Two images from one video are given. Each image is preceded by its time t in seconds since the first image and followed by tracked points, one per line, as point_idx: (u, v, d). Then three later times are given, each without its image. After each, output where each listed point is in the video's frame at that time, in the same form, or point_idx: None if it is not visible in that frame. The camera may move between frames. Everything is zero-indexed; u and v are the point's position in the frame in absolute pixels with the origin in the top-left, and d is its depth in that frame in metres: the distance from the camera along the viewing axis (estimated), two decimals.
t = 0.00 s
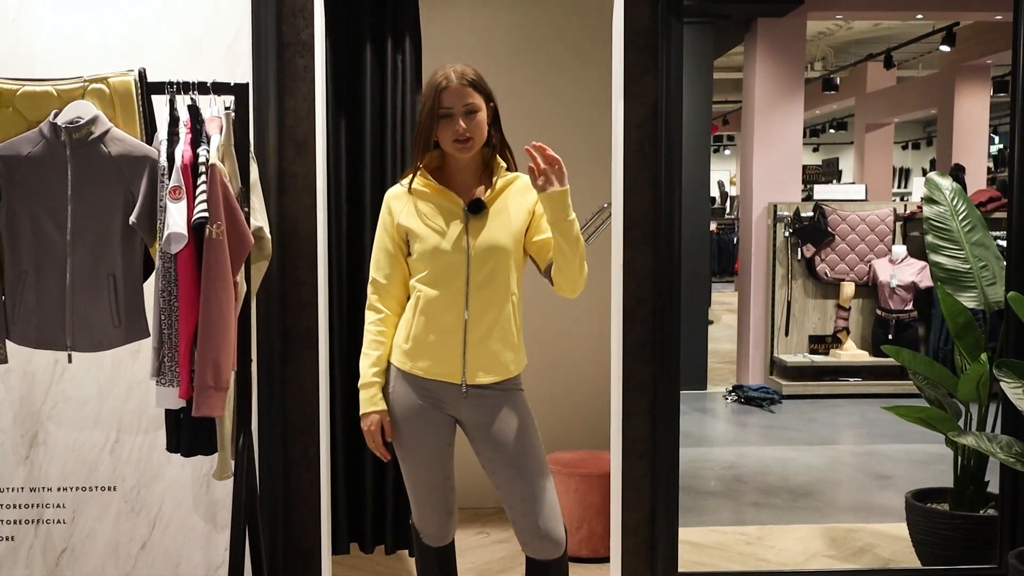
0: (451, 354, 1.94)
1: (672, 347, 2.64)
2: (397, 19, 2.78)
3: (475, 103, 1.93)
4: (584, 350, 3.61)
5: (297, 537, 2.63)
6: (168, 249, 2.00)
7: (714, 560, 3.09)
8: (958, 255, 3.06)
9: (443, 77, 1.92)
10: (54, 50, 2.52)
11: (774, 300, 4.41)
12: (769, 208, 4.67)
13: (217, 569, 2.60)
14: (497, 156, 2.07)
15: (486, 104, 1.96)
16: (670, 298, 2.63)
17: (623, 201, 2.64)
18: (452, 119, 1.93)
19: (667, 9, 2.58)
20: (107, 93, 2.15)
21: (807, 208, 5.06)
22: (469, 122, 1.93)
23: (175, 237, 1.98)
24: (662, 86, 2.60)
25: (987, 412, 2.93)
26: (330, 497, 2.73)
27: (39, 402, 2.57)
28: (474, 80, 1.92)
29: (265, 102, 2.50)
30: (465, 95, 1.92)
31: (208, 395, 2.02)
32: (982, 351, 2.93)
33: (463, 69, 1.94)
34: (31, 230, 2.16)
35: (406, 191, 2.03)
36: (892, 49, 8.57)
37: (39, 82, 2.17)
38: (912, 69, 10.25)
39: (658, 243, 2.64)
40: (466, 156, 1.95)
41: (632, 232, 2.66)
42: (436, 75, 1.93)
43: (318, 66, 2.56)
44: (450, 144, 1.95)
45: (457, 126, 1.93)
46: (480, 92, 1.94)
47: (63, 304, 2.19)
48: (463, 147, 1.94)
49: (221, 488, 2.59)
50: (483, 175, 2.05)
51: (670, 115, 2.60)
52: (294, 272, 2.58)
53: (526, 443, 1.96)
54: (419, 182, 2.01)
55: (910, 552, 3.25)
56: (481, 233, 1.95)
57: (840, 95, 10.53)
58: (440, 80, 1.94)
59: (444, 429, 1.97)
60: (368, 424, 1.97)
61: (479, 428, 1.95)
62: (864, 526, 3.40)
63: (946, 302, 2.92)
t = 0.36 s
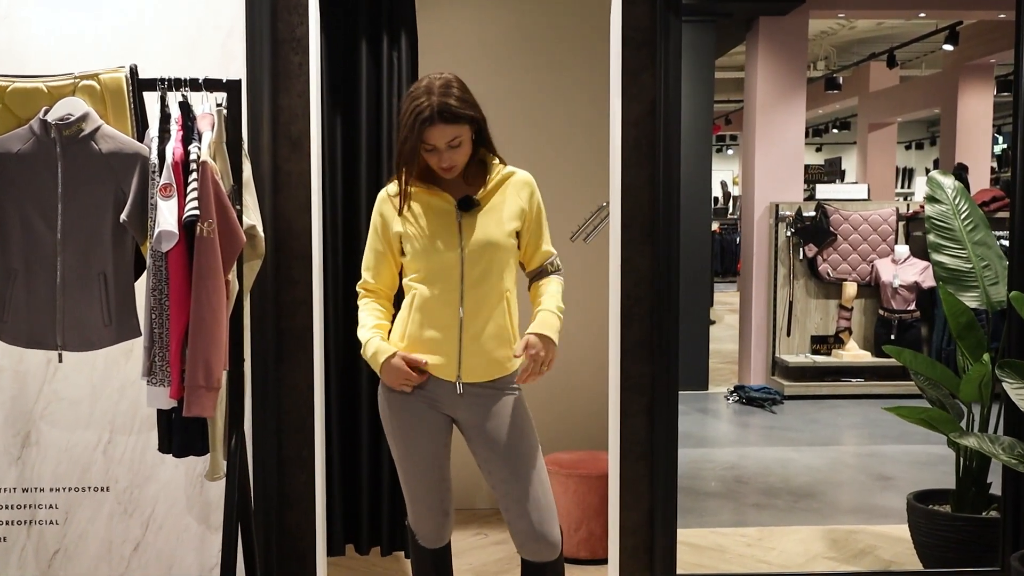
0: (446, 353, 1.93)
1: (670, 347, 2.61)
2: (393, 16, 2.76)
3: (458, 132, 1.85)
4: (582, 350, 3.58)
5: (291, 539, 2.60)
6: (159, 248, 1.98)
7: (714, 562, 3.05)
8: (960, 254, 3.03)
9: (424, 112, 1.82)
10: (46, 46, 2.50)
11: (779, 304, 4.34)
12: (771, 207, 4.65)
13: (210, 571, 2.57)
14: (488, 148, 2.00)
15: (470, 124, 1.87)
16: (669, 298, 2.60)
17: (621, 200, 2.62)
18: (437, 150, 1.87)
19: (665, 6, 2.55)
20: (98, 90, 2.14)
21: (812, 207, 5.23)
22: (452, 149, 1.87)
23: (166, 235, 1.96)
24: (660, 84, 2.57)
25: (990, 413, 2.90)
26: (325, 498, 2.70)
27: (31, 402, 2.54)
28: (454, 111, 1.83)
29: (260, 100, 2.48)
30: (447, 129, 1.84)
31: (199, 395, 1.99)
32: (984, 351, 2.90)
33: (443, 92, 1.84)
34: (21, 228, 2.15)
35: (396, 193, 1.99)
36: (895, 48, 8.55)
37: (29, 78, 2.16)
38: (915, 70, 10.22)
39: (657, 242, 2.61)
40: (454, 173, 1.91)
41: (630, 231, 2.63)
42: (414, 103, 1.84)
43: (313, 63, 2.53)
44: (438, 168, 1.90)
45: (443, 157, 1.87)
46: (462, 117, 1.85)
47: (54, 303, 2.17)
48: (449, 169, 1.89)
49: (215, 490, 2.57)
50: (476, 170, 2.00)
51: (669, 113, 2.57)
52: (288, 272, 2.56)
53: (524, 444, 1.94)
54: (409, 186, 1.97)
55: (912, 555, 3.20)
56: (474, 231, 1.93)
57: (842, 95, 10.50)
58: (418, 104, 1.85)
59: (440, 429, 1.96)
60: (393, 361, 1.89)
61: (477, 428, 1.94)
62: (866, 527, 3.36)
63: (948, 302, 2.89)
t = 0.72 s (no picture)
0: (444, 355, 1.91)
1: (671, 348, 2.58)
2: (391, 12, 2.72)
3: (452, 132, 1.83)
4: (581, 350, 3.55)
5: (287, 540, 2.58)
6: (152, 245, 1.95)
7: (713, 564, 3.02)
8: (963, 254, 3.00)
9: (418, 114, 1.79)
10: (41, 41, 2.48)
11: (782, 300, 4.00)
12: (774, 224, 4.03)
13: (204, 573, 2.55)
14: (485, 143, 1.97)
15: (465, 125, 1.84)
16: (669, 298, 2.57)
17: (621, 198, 2.59)
18: (432, 151, 1.85)
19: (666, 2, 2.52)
20: (92, 85, 2.10)
21: (812, 208, 5.79)
22: (447, 150, 1.84)
23: (160, 232, 1.94)
24: (660, 81, 2.54)
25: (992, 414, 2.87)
26: (321, 499, 2.67)
27: (24, 401, 2.52)
28: (448, 111, 1.80)
29: (256, 96, 2.45)
30: (442, 130, 1.81)
31: (193, 393, 1.97)
32: (987, 351, 2.87)
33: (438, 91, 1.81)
34: (12, 224, 2.12)
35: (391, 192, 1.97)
36: (895, 48, 8.52)
37: (21, 73, 2.12)
38: (916, 70, 10.20)
39: (657, 241, 2.58)
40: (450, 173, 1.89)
41: (630, 230, 2.60)
42: (409, 104, 1.81)
43: (309, 59, 2.50)
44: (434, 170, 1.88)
45: (438, 158, 1.84)
46: (457, 115, 1.83)
47: (45, 299, 2.13)
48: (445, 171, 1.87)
49: (209, 489, 2.54)
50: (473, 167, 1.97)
51: (669, 110, 2.53)
52: (284, 270, 2.53)
53: (523, 444, 1.92)
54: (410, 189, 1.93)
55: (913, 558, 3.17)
56: (472, 232, 1.91)
57: (843, 95, 10.48)
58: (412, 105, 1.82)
59: (439, 428, 1.93)
60: (392, 363, 1.86)
61: (477, 427, 1.92)
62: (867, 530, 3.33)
63: (951, 301, 2.85)
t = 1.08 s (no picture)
0: (446, 362, 1.87)
1: (675, 351, 2.55)
2: (391, 9, 2.68)
3: (452, 114, 1.80)
4: (581, 353, 3.52)
5: (285, 545, 2.54)
6: (149, 246, 1.91)
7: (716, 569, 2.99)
8: (968, 256, 2.96)
9: (418, 95, 1.77)
10: (35, 38, 2.43)
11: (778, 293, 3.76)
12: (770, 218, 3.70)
13: None
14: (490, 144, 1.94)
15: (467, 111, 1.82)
16: (673, 300, 2.53)
17: (625, 198, 2.55)
18: (431, 135, 1.82)
19: None
20: (87, 82, 2.06)
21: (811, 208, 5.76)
22: (444, 135, 1.81)
23: (156, 233, 1.90)
24: (665, 80, 2.50)
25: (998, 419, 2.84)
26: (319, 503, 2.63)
27: (17, 404, 2.48)
28: (447, 92, 1.78)
29: (255, 94, 2.41)
30: (441, 111, 1.79)
31: (190, 398, 1.93)
32: (992, 354, 2.87)
33: (441, 75, 1.80)
34: (7, 224, 2.08)
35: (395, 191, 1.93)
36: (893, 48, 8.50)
37: (16, 70, 2.09)
38: (913, 70, 10.18)
39: (661, 242, 2.54)
40: (450, 165, 1.86)
41: (633, 232, 2.56)
42: (409, 85, 1.79)
43: (309, 57, 2.46)
44: (433, 159, 1.85)
45: (436, 144, 1.82)
46: (457, 100, 1.81)
47: (39, 302, 2.09)
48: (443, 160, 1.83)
49: (205, 494, 2.49)
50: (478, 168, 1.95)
51: (674, 109, 2.50)
52: (282, 272, 2.50)
53: (528, 451, 1.88)
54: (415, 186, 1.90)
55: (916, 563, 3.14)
56: (475, 234, 1.87)
57: (840, 96, 10.45)
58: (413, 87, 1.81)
59: (440, 434, 1.89)
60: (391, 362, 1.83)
61: (480, 433, 1.88)
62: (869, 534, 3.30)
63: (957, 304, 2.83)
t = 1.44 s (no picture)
0: (453, 371, 1.86)
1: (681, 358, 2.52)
2: (393, 13, 2.65)
3: (465, 91, 1.84)
4: (582, 358, 3.49)
5: (287, 556, 2.51)
6: (151, 255, 1.88)
7: None
8: (974, 261, 2.94)
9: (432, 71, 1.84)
10: (32, 44, 2.40)
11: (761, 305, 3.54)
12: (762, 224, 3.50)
13: None
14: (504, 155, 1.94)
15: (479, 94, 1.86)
16: (680, 308, 2.51)
17: (630, 203, 2.53)
18: (442, 111, 1.84)
19: (676, 3, 2.46)
20: (88, 89, 2.03)
21: (807, 209, 5.74)
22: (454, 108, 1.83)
23: (158, 242, 1.87)
24: (671, 84, 2.48)
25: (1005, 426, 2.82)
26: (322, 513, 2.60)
27: (15, 414, 2.44)
28: (461, 67, 1.83)
29: (255, 99, 2.38)
30: (454, 85, 1.83)
31: (193, 411, 1.89)
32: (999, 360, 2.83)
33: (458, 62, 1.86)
34: (6, 233, 2.05)
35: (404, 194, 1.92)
36: (889, 49, 8.49)
37: (14, 76, 2.06)
38: (908, 71, 10.17)
39: (667, 248, 2.52)
40: (460, 149, 1.84)
41: (639, 238, 2.54)
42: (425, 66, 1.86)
43: (310, 62, 2.43)
44: (441, 138, 1.84)
45: (445, 117, 1.83)
46: (472, 82, 1.85)
47: (39, 312, 2.06)
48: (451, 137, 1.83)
49: (206, 505, 2.46)
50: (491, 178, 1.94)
51: (680, 114, 2.47)
52: (284, 279, 2.47)
53: (538, 464, 1.86)
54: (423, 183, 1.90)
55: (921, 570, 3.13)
56: (485, 242, 1.85)
57: (835, 97, 10.45)
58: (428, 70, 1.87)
59: (446, 445, 1.88)
60: (404, 339, 1.81)
61: (486, 445, 1.86)
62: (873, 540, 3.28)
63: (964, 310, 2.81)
